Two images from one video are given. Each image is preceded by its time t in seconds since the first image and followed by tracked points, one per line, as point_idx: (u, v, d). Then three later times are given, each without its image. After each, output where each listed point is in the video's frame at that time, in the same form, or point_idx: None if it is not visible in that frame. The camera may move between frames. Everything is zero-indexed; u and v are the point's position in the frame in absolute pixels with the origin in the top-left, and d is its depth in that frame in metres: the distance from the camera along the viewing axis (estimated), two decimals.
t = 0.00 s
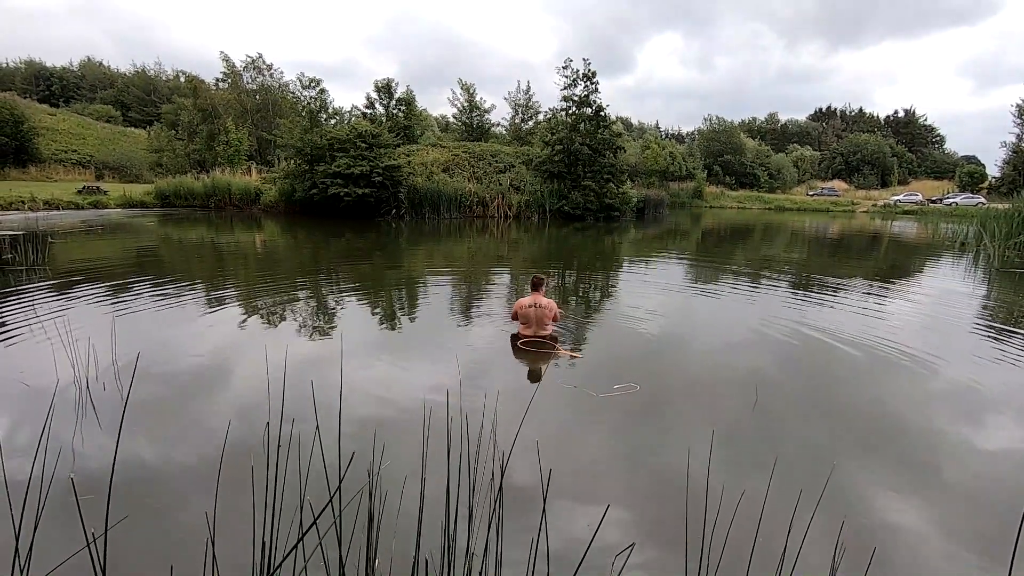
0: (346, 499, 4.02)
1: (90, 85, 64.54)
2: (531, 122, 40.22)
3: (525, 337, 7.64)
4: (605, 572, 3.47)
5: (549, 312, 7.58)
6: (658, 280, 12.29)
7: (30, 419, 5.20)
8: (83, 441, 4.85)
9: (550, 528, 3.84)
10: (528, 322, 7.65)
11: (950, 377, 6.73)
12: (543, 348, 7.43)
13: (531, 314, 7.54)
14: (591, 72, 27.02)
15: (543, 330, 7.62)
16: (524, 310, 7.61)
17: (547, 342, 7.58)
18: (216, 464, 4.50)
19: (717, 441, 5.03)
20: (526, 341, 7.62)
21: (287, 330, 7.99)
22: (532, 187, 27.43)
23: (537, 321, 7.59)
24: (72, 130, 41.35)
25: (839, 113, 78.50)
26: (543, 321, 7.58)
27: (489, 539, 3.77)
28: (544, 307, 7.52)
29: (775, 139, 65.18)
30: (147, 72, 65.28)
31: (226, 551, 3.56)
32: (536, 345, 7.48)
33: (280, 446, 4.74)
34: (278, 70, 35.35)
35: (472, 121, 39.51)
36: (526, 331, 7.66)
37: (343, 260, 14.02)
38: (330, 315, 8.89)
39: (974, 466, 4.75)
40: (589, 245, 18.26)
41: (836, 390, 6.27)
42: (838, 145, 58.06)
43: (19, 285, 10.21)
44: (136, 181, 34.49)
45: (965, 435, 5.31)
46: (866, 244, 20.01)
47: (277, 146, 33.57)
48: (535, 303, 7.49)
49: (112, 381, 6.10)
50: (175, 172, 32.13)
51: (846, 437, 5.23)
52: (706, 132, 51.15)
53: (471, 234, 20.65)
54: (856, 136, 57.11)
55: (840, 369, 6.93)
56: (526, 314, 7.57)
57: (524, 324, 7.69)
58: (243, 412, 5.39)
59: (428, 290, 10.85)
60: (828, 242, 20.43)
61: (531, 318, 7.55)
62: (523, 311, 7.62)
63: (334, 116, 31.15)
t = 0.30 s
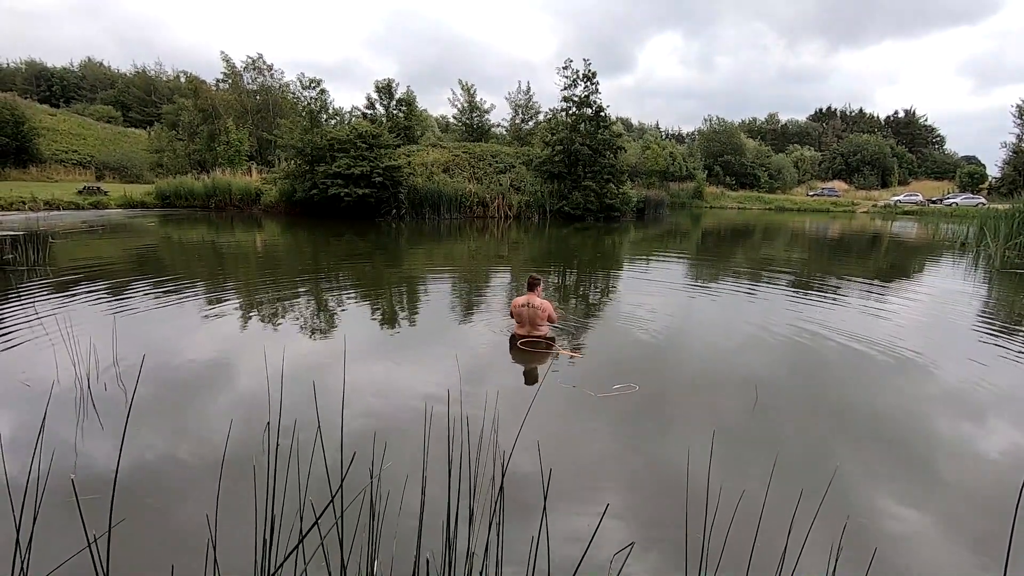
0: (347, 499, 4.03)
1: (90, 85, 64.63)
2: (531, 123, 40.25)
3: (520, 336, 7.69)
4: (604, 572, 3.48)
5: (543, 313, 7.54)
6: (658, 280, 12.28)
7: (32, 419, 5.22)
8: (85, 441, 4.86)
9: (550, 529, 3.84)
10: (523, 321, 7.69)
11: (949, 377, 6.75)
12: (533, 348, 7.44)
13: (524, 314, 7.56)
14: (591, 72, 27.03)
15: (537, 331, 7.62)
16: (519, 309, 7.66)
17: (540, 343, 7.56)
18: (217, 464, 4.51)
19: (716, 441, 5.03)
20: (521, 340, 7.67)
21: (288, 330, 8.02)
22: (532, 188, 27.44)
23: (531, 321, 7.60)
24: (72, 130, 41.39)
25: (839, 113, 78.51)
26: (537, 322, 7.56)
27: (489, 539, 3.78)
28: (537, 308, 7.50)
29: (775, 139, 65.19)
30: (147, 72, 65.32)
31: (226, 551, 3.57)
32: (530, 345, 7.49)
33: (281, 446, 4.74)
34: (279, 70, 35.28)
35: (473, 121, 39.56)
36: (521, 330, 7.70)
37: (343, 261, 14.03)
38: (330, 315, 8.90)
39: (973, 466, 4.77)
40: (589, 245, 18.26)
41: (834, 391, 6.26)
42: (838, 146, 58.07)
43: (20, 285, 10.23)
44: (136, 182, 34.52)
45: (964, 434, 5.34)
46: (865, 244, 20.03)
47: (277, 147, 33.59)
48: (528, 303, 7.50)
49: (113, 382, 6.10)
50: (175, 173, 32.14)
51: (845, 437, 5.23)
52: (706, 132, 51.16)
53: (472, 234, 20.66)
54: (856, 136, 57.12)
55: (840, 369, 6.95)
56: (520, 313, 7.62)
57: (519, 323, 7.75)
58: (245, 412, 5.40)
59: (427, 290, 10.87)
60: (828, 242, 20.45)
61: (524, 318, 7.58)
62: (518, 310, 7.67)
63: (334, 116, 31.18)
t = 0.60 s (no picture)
0: (349, 500, 4.04)
1: (92, 89, 64.85)
2: (532, 126, 40.33)
3: (517, 337, 7.77)
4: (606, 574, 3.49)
5: (536, 314, 7.54)
6: (658, 283, 12.28)
7: (34, 421, 5.23)
8: (86, 444, 4.86)
9: (551, 531, 3.84)
10: (518, 322, 7.77)
11: (948, 378, 6.78)
12: (525, 349, 7.49)
13: (518, 315, 7.64)
14: (591, 76, 27.10)
15: (532, 332, 7.64)
16: (515, 310, 7.76)
17: (534, 344, 7.58)
18: (219, 467, 4.52)
19: (716, 444, 5.04)
20: (517, 341, 7.76)
21: (289, 333, 8.02)
22: (532, 190, 27.45)
23: (525, 322, 7.65)
24: (73, 133, 41.45)
25: (839, 116, 78.63)
26: (530, 323, 7.59)
27: (490, 540, 3.78)
28: (529, 309, 7.52)
29: (775, 142, 65.29)
30: (148, 75, 65.52)
31: (229, 553, 3.58)
32: (523, 345, 7.56)
33: (282, 449, 4.75)
34: (279, 73, 35.35)
35: (473, 124, 39.63)
36: (518, 331, 7.78)
37: (343, 263, 14.04)
38: (331, 317, 8.91)
39: (971, 467, 4.80)
40: (589, 248, 18.25)
41: (833, 393, 6.28)
42: (838, 148, 58.14)
43: (20, 288, 10.24)
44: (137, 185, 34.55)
45: (963, 436, 5.36)
46: (865, 246, 20.07)
47: (278, 150, 33.63)
48: (521, 304, 7.56)
49: (114, 384, 6.11)
50: (176, 175, 32.17)
51: (844, 439, 5.24)
52: (706, 135, 51.21)
53: (472, 237, 20.68)
54: (856, 139, 57.20)
55: (840, 371, 6.97)
56: (515, 314, 7.70)
57: (516, 324, 7.83)
58: (246, 415, 5.41)
59: (428, 293, 10.86)
60: (828, 244, 20.46)
61: (518, 319, 7.66)
62: (514, 311, 7.77)
63: (335, 119, 31.25)
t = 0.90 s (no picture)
0: (348, 503, 4.04)
1: (92, 92, 65.03)
2: (532, 129, 40.40)
3: (516, 340, 7.82)
4: None
5: (531, 317, 7.55)
6: (658, 286, 12.29)
7: (34, 423, 5.23)
8: (86, 446, 4.86)
9: (551, 533, 3.84)
10: (517, 324, 7.82)
11: (948, 381, 6.78)
12: (520, 351, 7.54)
13: (516, 317, 7.71)
14: (591, 79, 27.17)
15: (529, 335, 7.66)
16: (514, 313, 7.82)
17: (530, 346, 7.58)
18: (219, 469, 4.52)
19: (716, 446, 5.04)
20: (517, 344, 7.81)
21: (289, 336, 8.04)
22: (532, 193, 27.47)
23: (522, 325, 7.69)
24: (73, 136, 41.51)
25: (838, 119, 78.76)
26: (527, 326, 7.62)
27: (490, 542, 3.78)
28: (524, 311, 7.55)
29: (774, 145, 65.41)
30: (149, 78, 65.67)
31: (229, 555, 3.58)
32: (521, 348, 7.61)
33: (282, 451, 4.75)
34: (280, 77, 35.44)
35: (473, 127, 39.72)
36: (517, 333, 7.84)
37: (344, 266, 14.06)
38: (331, 320, 8.91)
39: (972, 470, 4.79)
40: (589, 251, 18.26)
41: (833, 395, 6.28)
42: (838, 152, 58.25)
43: (21, 291, 10.25)
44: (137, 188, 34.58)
45: (963, 439, 5.35)
46: (865, 249, 20.10)
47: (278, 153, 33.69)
48: (517, 306, 7.62)
49: (114, 387, 6.11)
50: (176, 179, 32.20)
51: (844, 442, 5.24)
52: (705, 138, 51.27)
53: (472, 240, 20.71)
54: (855, 142, 57.31)
55: (840, 374, 6.96)
56: (514, 317, 7.78)
57: (516, 326, 7.89)
58: (246, 417, 5.41)
59: (428, 296, 10.87)
60: (827, 247, 20.49)
61: (516, 321, 7.72)
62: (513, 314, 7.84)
63: (335, 123, 31.32)
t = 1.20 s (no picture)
0: (347, 505, 4.02)
1: (92, 94, 65.08)
2: (531, 130, 40.42)
3: (517, 341, 7.79)
4: None
5: (531, 319, 7.49)
6: (658, 287, 12.27)
7: (32, 425, 5.22)
8: (85, 449, 4.83)
9: (552, 535, 3.82)
10: (518, 325, 7.78)
11: (949, 382, 6.76)
12: (519, 352, 7.52)
13: (517, 318, 7.66)
14: (591, 80, 27.19)
15: (528, 337, 7.61)
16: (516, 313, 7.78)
17: (529, 348, 7.54)
18: (218, 470, 4.50)
19: (717, 448, 5.02)
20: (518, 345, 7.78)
21: (288, 337, 8.01)
22: (532, 195, 27.48)
23: (522, 325, 7.65)
24: (73, 138, 41.55)
25: (837, 120, 78.79)
26: (525, 327, 7.58)
27: (491, 544, 3.75)
28: (523, 313, 7.51)
29: (773, 146, 65.47)
30: (149, 80, 65.66)
31: (228, 557, 3.56)
32: (521, 350, 7.58)
33: (281, 453, 4.73)
34: (280, 79, 35.45)
35: (472, 129, 39.75)
36: (518, 334, 7.80)
37: (343, 268, 14.04)
38: (330, 322, 8.90)
39: (975, 472, 4.75)
40: (589, 252, 18.26)
41: (832, 396, 6.27)
42: (837, 153, 58.30)
43: (20, 292, 10.23)
44: (137, 190, 34.59)
45: (965, 441, 5.31)
46: (865, 250, 20.07)
47: (278, 154, 33.70)
48: (518, 308, 7.58)
49: (113, 389, 6.08)
50: (176, 180, 32.21)
51: (844, 443, 5.23)
52: (705, 139, 51.32)
53: (472, 241, 20.68)
54: (855, 143, 57.36)
55: (840, 376, 6.93)
56: (515, 317, 7.74)
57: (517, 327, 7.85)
58: (245, 419, 5.40)
59: (428, 297, 10.86)
60: (827, 248, 20.46)
61: (516, 322, 7.68)
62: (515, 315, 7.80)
63: (335, 124, 31.33)
